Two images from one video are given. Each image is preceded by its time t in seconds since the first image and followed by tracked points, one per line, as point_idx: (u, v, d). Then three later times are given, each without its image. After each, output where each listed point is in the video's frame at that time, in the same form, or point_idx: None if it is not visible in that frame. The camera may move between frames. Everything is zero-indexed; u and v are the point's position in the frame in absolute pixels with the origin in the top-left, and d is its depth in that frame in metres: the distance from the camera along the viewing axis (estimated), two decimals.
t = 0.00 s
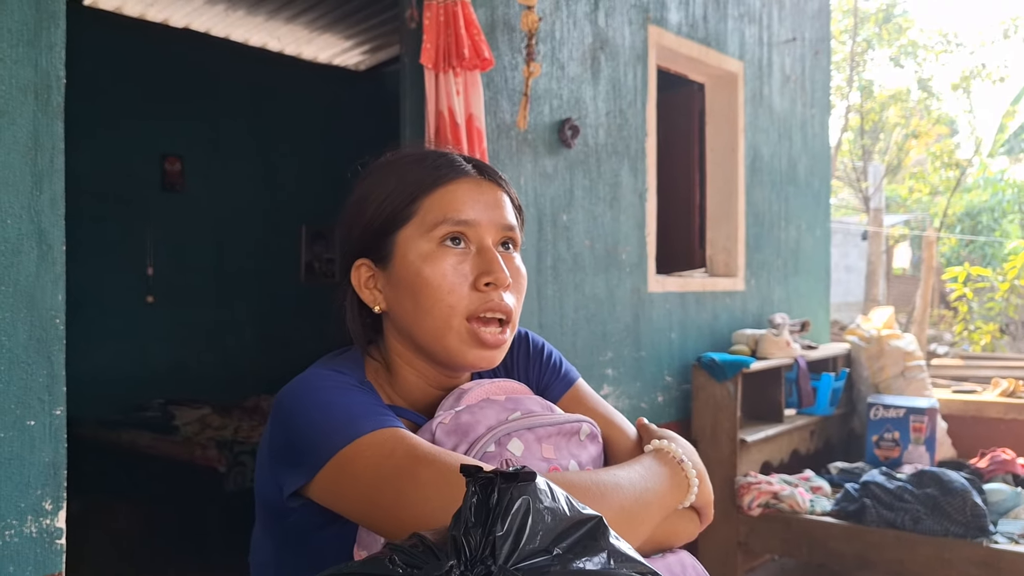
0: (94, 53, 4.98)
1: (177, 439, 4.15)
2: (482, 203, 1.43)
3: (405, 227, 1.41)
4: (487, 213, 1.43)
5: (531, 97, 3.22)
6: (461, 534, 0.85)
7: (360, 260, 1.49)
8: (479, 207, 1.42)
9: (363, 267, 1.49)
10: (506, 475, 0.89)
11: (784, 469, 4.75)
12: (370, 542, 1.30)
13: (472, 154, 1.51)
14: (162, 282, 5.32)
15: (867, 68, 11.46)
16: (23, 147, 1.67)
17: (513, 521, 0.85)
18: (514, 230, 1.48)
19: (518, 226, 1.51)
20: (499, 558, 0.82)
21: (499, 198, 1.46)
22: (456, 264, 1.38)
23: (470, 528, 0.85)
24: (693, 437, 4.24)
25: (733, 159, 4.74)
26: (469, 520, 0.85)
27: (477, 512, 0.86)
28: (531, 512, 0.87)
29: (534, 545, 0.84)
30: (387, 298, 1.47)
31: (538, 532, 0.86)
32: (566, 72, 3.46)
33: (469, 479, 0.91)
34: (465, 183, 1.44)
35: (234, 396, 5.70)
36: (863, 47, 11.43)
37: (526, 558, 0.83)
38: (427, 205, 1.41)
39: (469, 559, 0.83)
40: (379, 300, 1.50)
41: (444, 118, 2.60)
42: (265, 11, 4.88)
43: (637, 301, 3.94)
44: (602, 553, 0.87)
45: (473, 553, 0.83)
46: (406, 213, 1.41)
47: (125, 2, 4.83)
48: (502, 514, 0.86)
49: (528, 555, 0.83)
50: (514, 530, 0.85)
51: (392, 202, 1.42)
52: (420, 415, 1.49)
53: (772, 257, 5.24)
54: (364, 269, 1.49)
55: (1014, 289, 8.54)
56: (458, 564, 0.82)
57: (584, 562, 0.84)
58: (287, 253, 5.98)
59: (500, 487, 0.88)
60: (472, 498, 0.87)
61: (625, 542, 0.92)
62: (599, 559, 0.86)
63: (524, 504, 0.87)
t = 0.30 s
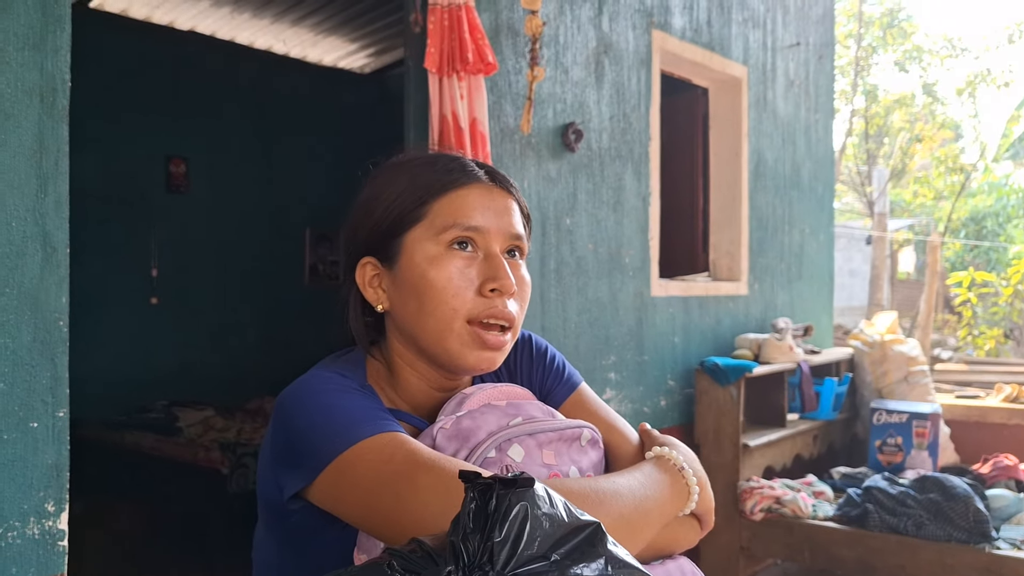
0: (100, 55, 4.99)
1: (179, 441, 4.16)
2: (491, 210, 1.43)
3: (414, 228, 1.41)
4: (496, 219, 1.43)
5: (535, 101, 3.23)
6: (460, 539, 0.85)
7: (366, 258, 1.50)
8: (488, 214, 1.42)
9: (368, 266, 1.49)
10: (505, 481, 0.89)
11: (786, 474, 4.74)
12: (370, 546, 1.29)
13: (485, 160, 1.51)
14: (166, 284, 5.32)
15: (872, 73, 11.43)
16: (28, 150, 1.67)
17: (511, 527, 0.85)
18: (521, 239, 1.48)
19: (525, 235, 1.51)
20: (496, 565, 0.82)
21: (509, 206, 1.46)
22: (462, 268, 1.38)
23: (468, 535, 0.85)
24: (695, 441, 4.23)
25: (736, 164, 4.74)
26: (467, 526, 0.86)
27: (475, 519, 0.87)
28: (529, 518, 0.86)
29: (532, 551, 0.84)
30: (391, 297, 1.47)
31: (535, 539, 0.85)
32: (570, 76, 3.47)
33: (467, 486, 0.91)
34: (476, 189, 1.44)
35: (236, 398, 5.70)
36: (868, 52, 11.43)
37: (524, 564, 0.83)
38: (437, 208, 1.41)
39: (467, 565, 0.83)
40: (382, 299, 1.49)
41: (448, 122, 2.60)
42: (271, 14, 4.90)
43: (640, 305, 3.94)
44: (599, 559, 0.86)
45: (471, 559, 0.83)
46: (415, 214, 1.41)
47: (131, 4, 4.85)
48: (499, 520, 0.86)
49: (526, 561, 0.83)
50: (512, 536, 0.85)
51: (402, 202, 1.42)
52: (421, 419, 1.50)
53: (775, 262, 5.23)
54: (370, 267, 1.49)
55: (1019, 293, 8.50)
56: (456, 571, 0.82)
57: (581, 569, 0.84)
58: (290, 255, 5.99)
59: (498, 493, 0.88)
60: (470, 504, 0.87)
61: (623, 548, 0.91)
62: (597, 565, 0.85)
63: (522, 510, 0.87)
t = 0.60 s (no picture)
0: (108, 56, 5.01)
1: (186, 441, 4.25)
2: (489, 222, 1.43)
3: (412, 239, 1.42)
4: (494, 232, 1.43)
5: (540, 105, 3.24)
6: (458, 540, 0.86)
7: (364, 264, 1.51)
8: (485, 227, 1.43)
9: (365, 272, 1.51)
10: (504, 482, 0.90)
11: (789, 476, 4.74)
12: (369, 548, 1.30)
13: (484, 168, 1.51)
14: (172, 285, 5.34)
15: (877, 78, 11.30)
16: (36, 152, 1.69)
17: (509, 527, 0.87)
18: (519, 249, 1.48)
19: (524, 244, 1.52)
20: (494, 565, 0.83)
21: (506, 216, 1.46)
22: (460, 281, 1.40)
23: (467, 535, 0.87)
24: (699, 444, 4.24)
25: (741, 167, 4.75)
26: (466, 527, 0.87)
27: (474, 519, 0.88)
28: (528, 519, 0.88)
29: (530, 552, 0.85)
30: (388, 305, 1.49)
31: (533, 539, 0.86)
32: (575, 80, 3.48)
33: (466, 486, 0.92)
34: (474, 198, 1.44)
35: (241, 398, 5.72)
36: (874, 56, 11.24)
37: (522, 565, 0.84)
38: (436, 219, 1.41)
39: (466, 564, 0.84)
40: (379, 305, 1.51)
41: (453, 125, 2.62)
42: (279, 18, 4.93)
43: (643, 307, 3.94)
44: (597, 561, 0.86)
45: (469, 559, 0.84)
46: (413, 225, 1.42)
47: (139, 7, 4.88)
48: (498, 521, 0.87)
49: (524, 562, 0.84)
50: (510, 536, 0.86)
51: (400, 213, 1.43)
52: (421, 422, 1.51)
53: (779, 265, 5.24)
54: (367, 275, 1.51)
55: None
56: (454, 570, 0.83)
57: (578, 570, 0.84)
58: (296, 256, 6.01)
59: (497, 494, 0.89)
60: (470, 505, 0.88)
61: (622, 549, 0.91)
62: (594, 566, 0.85)
63: (520, 511, 0.88)
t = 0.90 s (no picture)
0: (117, 60, 5.03)
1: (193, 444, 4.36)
2: (486, 231, 1.42)
3: (409, 250, 1.42)
4: (490, 241, 1.42)
5: (547, 109, 3.24)
6: (463, 541, 0.85)
7: (365, 272, 1.52)
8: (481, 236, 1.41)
9: (367, 281, 1.52)
10: (508, 483, 0.90)
11: (796, 481, 4.73)
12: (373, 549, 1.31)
13: (484, 172, 1.49)
14: (180, 288, 5.35)
15: (885, 83, 11.43)
16: (44, 155, 1.70)
17: (513, 529, 0.86)
18: (519, 256, 1.47)
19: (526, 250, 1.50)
20: (498, 566, 0.83)
21: (505, 223, 1.45)
22: (455, 292, 1.39)
23: (471, 536, 0.86)
24: (705, 448, 4.23)
25: (748, 172, 4.74)
26: (470, 528, 0.86)
27: (478, 521, 0.87)
28: (531, 520, 0.87)
29: (533, 554, 0.85)
30: (389, 314, 1.50)
31: (537, 541, 0.86)
32: (582, 84, 3.48)
33: (469, 487, 0.91)
34: (472, 207, 1.43)
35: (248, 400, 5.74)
36: (881, 62, 11.43)
37: (526, 566, 0.84)
38: (431, 229, 1.41)
39: (469, 566, 0.84)
40: (382, 312, 1.52)
41: (461, 129, 2.63)
42: (288, 22, 4.95)
43: (650, 311, 3.94)
44: (600, 562, 0.87)
45: (473, 560, 0.84)
46: (410, 236, 1.42)
47: (148, 12, 4.90)
48: (502, 522, 0.86)
49: (529, 562, 0.84)
50: (514, 537, 0.85)
51: (397, 223, 1.43)
52: (426, 424, 1.51)
53: (786, 269, 5.23)
54: (369, 283, 1.52)
55: None
56: (458, 571, 0.82)
57: (582, 571, 0.85)
58: (302, 259, 6.02)
59: (501, 496, 0.89)
60: (474, 506, 0.88)
61: (624, 551, 0.92)
62: (597, 568, 0.86)
63: (524, 512, 0.88)
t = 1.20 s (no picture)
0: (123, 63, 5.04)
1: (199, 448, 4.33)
2: (469, 239, 1.41)
3: (393, 259, 1.42)
4: (473, 250, 1.40)
5: (552, 113, 3.23)
6: (459, 544, 0.84)
7: (353, 280, 1.52)
8: (464, 244, 1.40)
9: (355, 289, 1.52)
10: (505, 486, 0.88)
11: (801, 485, 4.70)
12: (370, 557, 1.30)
13: (470, 178, 1.48)
14: (186, 292, 5.36)
15: (891, 88, 11.52)
16: (49, 159, 1.70)
17: (509, 532, 0.84)
18: (506, 264, 1.45)
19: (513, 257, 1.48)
20: (494, 571, 0.81)
21: (489, 231, 1.43)
22: (438, 301, 1.38)
23: (467, 539, 0.84)
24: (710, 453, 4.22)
25: (753, 176, 4.73)
26: (467, 531, 0.84)
27: (475, 523, 0.85)
28: (528, 523, 0.85)
29: (530, 556, 0.83)
30: (377, 322, 1.49)
31: (534, 543, 0.84)
32: (587, 89, 3.47)
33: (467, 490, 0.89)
34: (455, 215, 1.42)
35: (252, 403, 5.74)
36: (888, 66, 11.47)
37: (522, 570, 0.82)
38: (414, 239, 1.40)
39: (465, 570, 0.82)
40: (369, 318, 1.52)
41: (465, 133, 2.61)
42: (295, 27, 4.96)
43: (655, 316, 3.93)
44: (597, 566, 0.85)
45: (469, 563, 0.82)
46: (393, 244, 1.42)
47: (155, 16, 4.91)
48: (499, 525, 0.84)
49: (525, 565, 0.82)
50: (510, 541, 0.84)
51: (382, 231, 1.43)
52: (424, 431, 1.50)
53: (791, 274, 5.22)
54: (357, 291, 1.52)
55: None
56: None
57: None
58: (307, 262, 6.03)
59: (498, 499, 0.86)
60: (470, 509, 0.86)
61: (621, 553, 0.90)
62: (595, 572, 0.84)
63: (521, 515, 0.85)
